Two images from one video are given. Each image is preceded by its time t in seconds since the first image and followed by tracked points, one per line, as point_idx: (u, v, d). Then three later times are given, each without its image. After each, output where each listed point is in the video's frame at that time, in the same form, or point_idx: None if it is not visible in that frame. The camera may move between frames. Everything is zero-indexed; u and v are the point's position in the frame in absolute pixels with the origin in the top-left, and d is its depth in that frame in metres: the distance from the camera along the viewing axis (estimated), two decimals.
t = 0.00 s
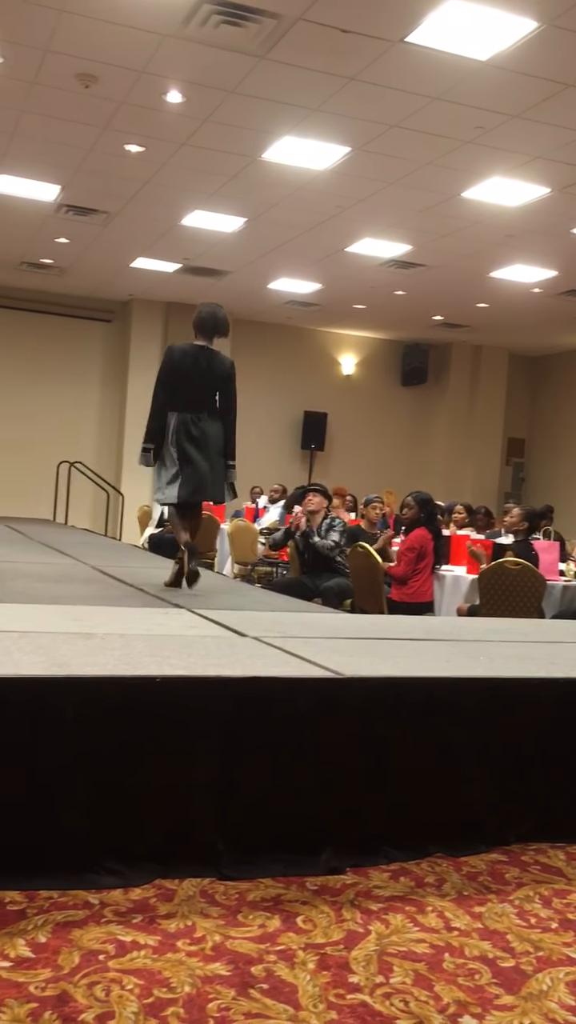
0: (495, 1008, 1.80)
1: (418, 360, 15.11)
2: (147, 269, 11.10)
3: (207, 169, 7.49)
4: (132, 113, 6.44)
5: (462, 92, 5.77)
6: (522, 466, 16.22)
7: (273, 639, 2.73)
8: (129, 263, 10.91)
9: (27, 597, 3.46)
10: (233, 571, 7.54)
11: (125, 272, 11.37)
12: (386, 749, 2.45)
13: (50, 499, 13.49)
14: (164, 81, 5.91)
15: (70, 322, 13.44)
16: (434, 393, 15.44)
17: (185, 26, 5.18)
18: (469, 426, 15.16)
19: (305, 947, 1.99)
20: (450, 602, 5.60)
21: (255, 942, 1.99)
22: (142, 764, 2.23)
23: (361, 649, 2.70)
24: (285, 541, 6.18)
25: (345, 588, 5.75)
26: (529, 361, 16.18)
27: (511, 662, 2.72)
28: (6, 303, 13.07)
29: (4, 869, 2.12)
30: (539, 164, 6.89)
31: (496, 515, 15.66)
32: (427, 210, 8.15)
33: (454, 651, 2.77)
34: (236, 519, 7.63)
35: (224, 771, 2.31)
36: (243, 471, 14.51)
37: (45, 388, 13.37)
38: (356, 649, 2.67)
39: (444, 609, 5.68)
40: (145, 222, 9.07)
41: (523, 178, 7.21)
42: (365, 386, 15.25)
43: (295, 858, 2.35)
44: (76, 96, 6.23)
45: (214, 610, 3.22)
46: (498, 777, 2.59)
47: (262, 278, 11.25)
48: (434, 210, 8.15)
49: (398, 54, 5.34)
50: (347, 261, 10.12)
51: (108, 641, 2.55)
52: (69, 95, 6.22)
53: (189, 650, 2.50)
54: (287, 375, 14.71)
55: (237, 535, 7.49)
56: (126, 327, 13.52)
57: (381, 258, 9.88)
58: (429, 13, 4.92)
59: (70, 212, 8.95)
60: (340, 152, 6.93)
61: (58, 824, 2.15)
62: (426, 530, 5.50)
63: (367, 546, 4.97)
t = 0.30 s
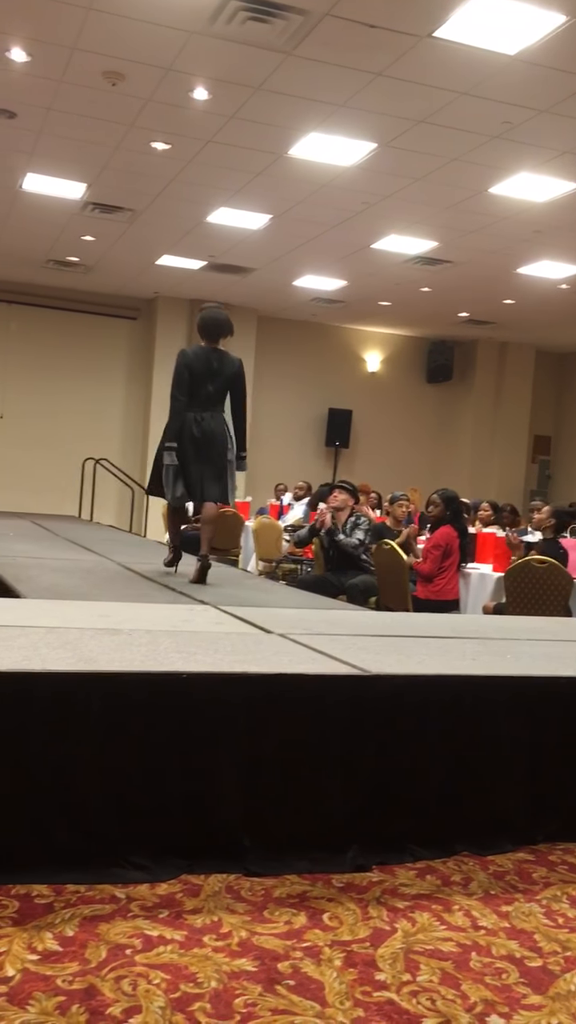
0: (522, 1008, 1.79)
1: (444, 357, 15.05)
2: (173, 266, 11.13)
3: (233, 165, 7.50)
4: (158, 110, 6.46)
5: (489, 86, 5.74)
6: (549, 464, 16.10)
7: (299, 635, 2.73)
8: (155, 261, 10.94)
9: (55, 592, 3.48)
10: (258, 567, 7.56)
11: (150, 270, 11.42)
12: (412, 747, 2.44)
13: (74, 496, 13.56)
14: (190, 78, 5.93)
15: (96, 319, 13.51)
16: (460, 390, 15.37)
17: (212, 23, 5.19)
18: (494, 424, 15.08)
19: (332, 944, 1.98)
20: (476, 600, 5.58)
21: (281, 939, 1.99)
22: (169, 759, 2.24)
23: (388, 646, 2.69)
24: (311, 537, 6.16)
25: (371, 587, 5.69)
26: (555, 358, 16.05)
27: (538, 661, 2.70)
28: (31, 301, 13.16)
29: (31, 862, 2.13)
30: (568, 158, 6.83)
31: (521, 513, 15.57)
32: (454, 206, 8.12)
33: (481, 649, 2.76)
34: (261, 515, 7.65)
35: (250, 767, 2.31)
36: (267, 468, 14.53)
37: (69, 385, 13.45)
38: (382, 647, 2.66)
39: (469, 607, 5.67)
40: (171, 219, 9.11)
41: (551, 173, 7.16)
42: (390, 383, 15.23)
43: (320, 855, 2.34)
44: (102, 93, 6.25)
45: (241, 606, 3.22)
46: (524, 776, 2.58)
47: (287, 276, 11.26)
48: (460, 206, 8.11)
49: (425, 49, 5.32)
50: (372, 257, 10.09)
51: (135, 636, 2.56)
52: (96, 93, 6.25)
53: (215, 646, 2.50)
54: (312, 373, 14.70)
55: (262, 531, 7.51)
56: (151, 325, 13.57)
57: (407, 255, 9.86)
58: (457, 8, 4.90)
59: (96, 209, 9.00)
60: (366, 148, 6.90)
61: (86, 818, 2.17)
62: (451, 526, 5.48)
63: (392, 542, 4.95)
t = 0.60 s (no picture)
0: (542, 1011, 1.78)
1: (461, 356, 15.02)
2: (190, 267, 11.16)
3: (251, 165, 7.50)
4: (176, 110, 6.47)
5: (508, 85, 5.72)
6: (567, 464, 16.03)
7: (316, 635, 2.73)
8: (172, 261, 10.97)
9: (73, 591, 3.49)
10: (275, 567, 7.56)
11: (168, 270, 11.45)
12: (430, 747, 2.43)
13: (90, 496, 13.61)
14: (209, 78, 5.93)
15: (113, 319, 13.55)
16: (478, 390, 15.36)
17: (230, 23, 5.19)
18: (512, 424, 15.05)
19: (350, 945, 1.98)
20: (494, 600, 5.57)
21: (299, 939, 1.99)
22: (187, 759, 2.24)
23: (406, 647, 2.68)
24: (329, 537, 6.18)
25: (388, 587, 5.70)
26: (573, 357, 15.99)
27: (558, 662, 2.68)
28: (49, 302, 13.22)
29: (50, 861, 2.14)
30: None
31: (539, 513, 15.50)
32: (472, 204, 8.08)
33: (499, 650, 2.75)
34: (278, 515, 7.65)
35: (268, 767, 2.31)
36: (284, 468, 14.54)
37: (86, 385, 13.49)
38: (401, 648, 2.66)
39: (487, 607, 5.66)
40: (188, 219, 9.12)
41: (571, 171, 7.14)
42: (407, 384, 15.21)
43: (338, 856, 2.34)
44: (121, 94, 6.26)
45: (259, 606, 3.22)
46: (543, 777, 2.57)
47: (305, 275, 11.26)
48: (479, 205, 8.09)
49: (443, 48, 5.31)
50: (390, 257, 10.08)
51: (154, 636, 2.56)
52: (115, 93, 6.27)
53: (233, 646, 2.51)
54: (329, 372, 14.69)
55: (280, 531, 7.52)
56: (168, 325, 13.60)
57: (425, 254, 9.83)
58: (475, 7, 4.89)
59: (114, 210, 9.03)
60: (383, 148, 6.92)
61: (104, 817, 2.17)
62: (469, 527, 5.47)
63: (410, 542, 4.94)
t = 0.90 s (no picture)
0: (557, 1016, 1.77)
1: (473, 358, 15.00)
2: (202, 270, 11.18)
3: (265, 169, 7.51)
4: (188, 113, 6.47)
5: (521, 86, 5.70)
6: None
7: (329, 638, 2.73)
8: (185, 264, 10.99)
9: (86, 594, 3.50)
10: (288, 570, 7.57)
11: (180, 273, 11.46)
12: (444, 750, 2.43)
13: (102, 498, 13.64)
14: (221, 81, 5.93)
15: (125, 323, 13.57)
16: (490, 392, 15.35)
17: (242, 27, 5.20)
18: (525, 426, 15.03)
19: (363, 949, 1.97)
20: (507, 604, 5.57)
21: (312, 943, 1.98)
22: (200, 763, 2.24)
23: (419, 650, 2.68)
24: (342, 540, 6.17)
25: (400, 588, 5.70)
26: None
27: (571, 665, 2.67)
28: (62, 305, 13.26)
29: (63, 863, 2.14)
30: None
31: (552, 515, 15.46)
32: (485, 206, 8.06)
33: (512, 653, 2.74)
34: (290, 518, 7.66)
35: (282, 769, 2.31)
36: (296, 471, 14.53)
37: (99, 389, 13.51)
38: (414, 651, 2.65)
39: (500, 610, 5.66)
40: (200, 222, 9.12)
41: None
42: (420, 386, 15.18)
43: (352, 860, 2.33)
44: (133, 97, 6.27)
45: (272, 609, 3.22)
46: (557, 780, 2.56)
47: (316, 278, 11.25)
48: (492, 207, 8.08)
49: (456, 49, 5.30)
50: (402, 259, 10.08)
51: (166, 639, 2.57)
52: (127, 97, 6.28)
53: (246, 649, 2.51)
54: (341, 374, 14.70)
55: (292, 534, 7.52)
56: (180, 328, 13.61)
57: (437, 256, 9.81)
58: (487, 8, 4.88)
59: (127, 213, 9.04)
60: (395, 151, 6.93)
61: (118, 819, 2.17)
62: (481, 530, 5.46)
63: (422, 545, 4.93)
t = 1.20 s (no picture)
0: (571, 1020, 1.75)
1: (483, 359, 14.99)
2: (212, 272, 11.19)
3: (275, 171, 7.52)
4: (198, 116, 6.48)
5: (530, 87, 5.69)
6: None
7: (340, 640, 2.73)
8: (195, 266, 11.01)
9: (98, 597, 3.51)
10: (298, 572, 7.58)
11: (190, 276, 11.47)
12: (456, 753, 2.42)
13: (112, 500, 13.67)
14: (231, 83, 5.92)
15: (136, 325, 13.60)
16: (500, 393, 15.34)
17: (252, 30, 5.20)
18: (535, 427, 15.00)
19: (376, 952, 1.97)
20: (519, 606, 5.56)
21: (324, 946, 1.98)
22: (211, 765, 2.24)
23: (429, 653, 2.67)
24: (352, 542, 6.17)
25: (411, 589, 5.70)
26: None
27: None
28: (72, 308, 13.30)
29: (75, 865, 2.14)
30: None
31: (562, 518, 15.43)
32: (496, 207, 8.03)
33: (523, 655, 2.74)
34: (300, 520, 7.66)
35: (294, 772, 2.31)
36: (306, 473, 14.53)
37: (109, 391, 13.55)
38: (424, 654, 2.65)
39: (511, 612, 5.65)
40: (209, 225, 9.13)
41: None
42: (430, 387, 15.15)
43: (364, 864, 2.33)
44: (143, 101, 6.29)
45: (282, 612, 3.22)
46: (568, 783, 2.55)
47: (326, 280, 11.24)
48: (502, 208, 8.07)
49: (466, 51, 5.29)
50: (412, 261, 10.07)
51: (177, 641, 2.57)
52: (137, 101, 6.29)
53: (257, 652, 2.51)
54: (350, 376, 14.69)
55: (302, 537, 7.52)
56: (191, 330, 13.63)
57: (447, 258, 9.80)
58: (498, 9, 4.87)
59: (136, 217, 9.06)
60: (404, 153, 6.93)
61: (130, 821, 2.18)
62: (492, 532, 5.45)
63: (433, 547, 4.93)
